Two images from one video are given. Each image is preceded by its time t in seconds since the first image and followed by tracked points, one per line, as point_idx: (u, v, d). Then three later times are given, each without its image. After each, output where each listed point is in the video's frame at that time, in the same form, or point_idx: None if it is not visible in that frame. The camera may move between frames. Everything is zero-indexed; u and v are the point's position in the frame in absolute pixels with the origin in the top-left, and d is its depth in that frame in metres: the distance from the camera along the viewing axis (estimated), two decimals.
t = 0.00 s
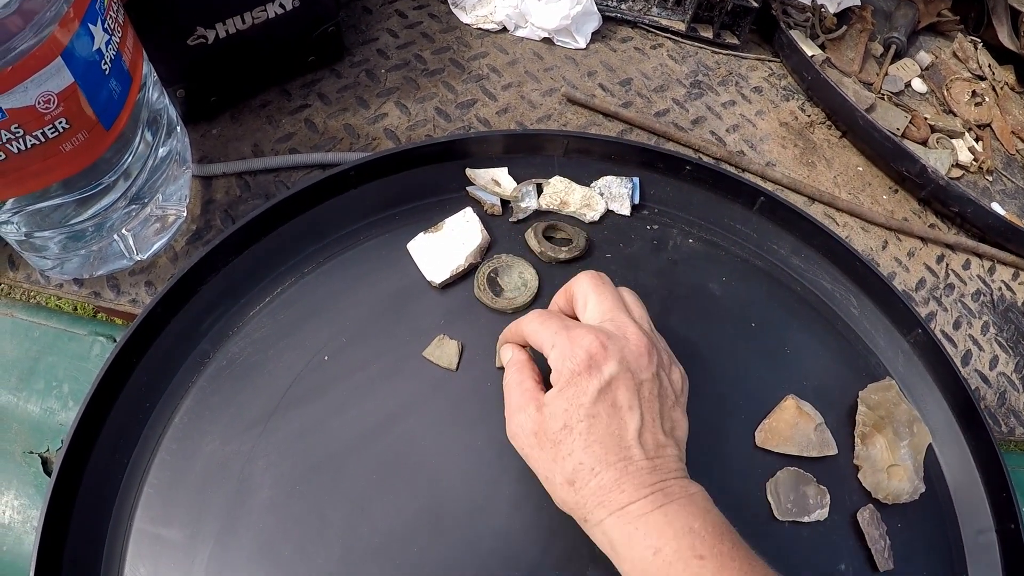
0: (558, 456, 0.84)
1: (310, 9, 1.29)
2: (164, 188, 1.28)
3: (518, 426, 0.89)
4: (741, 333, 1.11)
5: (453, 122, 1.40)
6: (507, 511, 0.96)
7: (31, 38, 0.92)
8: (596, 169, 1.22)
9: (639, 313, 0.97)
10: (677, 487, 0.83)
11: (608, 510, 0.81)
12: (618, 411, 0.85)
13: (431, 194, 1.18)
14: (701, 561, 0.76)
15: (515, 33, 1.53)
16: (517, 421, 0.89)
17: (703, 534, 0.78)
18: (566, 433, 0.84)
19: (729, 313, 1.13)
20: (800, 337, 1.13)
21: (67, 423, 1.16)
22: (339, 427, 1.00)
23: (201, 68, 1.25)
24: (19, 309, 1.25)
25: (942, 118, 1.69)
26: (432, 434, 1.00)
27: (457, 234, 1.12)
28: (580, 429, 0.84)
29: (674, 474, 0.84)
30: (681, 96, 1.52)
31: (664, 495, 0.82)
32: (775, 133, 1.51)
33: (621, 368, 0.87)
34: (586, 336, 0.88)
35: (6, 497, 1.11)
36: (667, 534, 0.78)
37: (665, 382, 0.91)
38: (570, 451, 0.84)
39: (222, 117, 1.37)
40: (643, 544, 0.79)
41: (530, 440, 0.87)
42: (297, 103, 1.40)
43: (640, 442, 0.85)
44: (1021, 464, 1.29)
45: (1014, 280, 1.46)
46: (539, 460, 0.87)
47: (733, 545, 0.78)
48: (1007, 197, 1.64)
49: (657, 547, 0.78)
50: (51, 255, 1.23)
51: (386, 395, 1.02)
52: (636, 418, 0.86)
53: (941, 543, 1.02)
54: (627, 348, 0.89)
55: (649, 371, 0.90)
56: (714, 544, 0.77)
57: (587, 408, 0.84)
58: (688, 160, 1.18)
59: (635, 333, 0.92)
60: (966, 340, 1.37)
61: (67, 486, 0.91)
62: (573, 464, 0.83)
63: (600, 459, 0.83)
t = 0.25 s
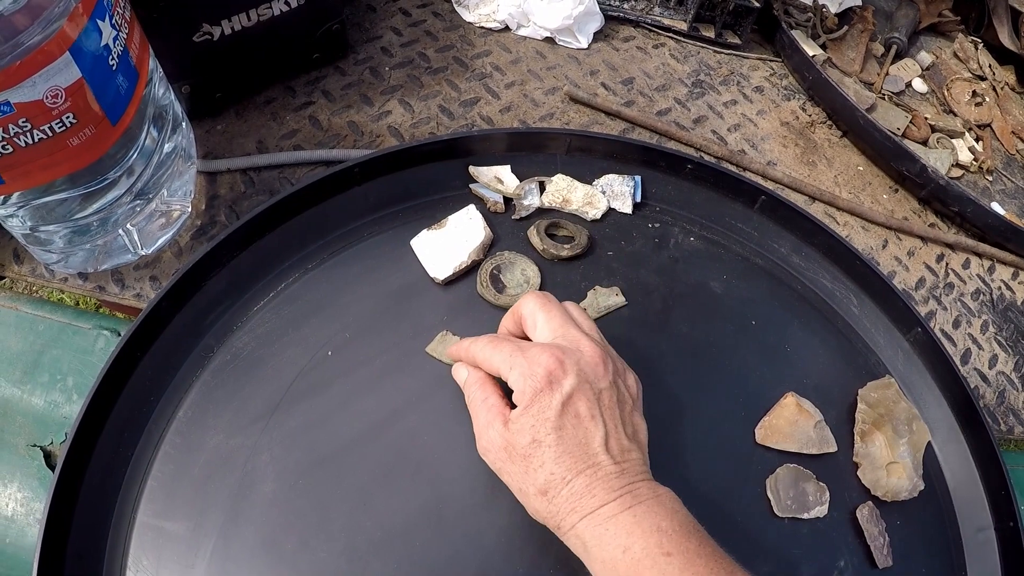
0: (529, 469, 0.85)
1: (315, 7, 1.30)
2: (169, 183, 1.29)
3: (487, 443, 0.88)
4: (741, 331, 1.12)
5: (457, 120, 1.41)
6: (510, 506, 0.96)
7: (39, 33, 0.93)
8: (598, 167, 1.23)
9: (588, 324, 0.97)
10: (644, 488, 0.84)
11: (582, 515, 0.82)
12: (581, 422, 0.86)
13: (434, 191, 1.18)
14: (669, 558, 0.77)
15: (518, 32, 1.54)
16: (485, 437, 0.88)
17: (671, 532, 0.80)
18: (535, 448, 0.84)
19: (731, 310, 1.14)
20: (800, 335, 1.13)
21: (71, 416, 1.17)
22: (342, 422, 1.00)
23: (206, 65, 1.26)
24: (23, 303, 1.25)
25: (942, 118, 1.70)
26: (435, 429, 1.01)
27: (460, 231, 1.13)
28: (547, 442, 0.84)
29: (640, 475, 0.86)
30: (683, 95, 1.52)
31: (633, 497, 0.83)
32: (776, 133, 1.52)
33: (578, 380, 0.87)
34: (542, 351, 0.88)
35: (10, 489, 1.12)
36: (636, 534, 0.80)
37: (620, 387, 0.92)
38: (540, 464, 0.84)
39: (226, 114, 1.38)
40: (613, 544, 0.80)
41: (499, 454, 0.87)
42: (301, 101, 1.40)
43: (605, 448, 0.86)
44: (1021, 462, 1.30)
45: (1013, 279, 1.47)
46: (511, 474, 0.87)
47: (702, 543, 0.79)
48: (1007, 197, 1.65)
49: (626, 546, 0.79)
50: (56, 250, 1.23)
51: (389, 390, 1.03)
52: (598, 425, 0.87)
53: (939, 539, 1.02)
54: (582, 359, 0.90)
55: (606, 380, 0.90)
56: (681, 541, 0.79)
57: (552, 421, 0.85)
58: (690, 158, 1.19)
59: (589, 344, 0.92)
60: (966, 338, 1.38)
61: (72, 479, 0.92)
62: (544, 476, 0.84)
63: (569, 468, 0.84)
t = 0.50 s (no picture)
0: (541, 456, 0.86)
1: (320, 9, 1.31)
2: (174, 184, 1.30)
3: (500, 430, 0.89)
4: (743, 333, 1.13)
5: (460, 122, 1.42)
6: (512, 506, 0.97)
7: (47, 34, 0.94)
8: (601, 170, 1.24)
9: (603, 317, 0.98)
10: (655, 478, 0.85)
11: (592, 503, 0.83)
12: (594, 411, 0.87)
13: (437, 193, 1.19)
14: (678, 548, 0.78)
15: (521, 35, 1.55)
16: (498, 425, 0.90)
17: (680, 522, 0.80)
18: (547, 435, 0.85)
19: (731, 312, 1.14)
20: (801, 337, 1.14)
21: (75, 415, 1.17)
22: (345, 421, 1.01)
23: (211, 66, 1.26)
24: (28, 302, 1.26)
25: (943, 121, 1.70)
26: (437, 430, 1.01)
27: (462, 232, 1.14)
28: (560, 430, 0.85)
29: (651, 466, 0.87)
30: (685, 98, 1.53)
31: (643, 486, 0.84)
32: (778, 136, 1.52)
33: (592, 369, 0.89)
34: (559, 340, 0.90)
35: (12, 487, 1.12)
36: (645, 523, 0.80)
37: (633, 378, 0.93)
38: (552, 451, 0.85)
39: (230, 115, 1.39)
40: (623, 532, 0.81)
41: (511, 441, 0.88)
42: (305, 102, 1.41)
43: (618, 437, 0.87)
44: (1020, 465, 1.30)
45: (1013, 282, 1.48)
46: (522, 461, 0.88)
47: (710, 535, 0.80)
48: (1008, 200, 1.65)
49: (636, 534, 0.80)
50: (60, 249, 1.24)
51: (392, 390, 1.03)
52: (611, 415, 0.88)
53: (938, 541, 1.03)
54: (598, 349, 0.91)
55: (619, 371, 0.91)
56: (690, 531, 0.80)
57: (566, 410, 0.86)
58: (691, 161, 1.20)
59: (605, 335, 0.93)
60: (966, 341, 1.38)
61: (76, 477, 0.93)
62: (556, 463, 0.85)
63: (582, 457, 0.85)
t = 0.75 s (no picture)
0: (524, 378, 0.92)
1: (321, 13, 1.32)
2: (175, 187, 1.29)
3: (489, 360, 0.97)
4: (741, 336, 1.13)
5: (460, 126, 1.42)
6: (511, 507, 0.97)
7: (50, 37, 0.94)
8: (600, 173, 1.24)
9: (609, 256, 1.05)
10: (636, 402, 0.88)
11: (571, 423, 0.87)
12: (575, 337, 0.93)
13: (437, 196, 1.20)
14: (657, 467, 0.79)
15: (521, 39, 1.55)
16: (487, 354, 0.97)
17: (661, 444, 0.82)
18: (529, 355, 0.92)
19: (730, 316, 1.15)
20: (799, 340, 1.15)
21: (76, 416, 1.18)
22: (344, 424, 1.01)
23: (212, 70, 1.27)
24: (29, 304, 1.27)
25: (942, 125, 1.71)
26: (437, 432, 1.02)
27: (462, 235, 1.14)
28: (541, 351, 0.92)
29: (633, 392, 0.90)
30: (684, 102, 1.54)
31: (622, 409, 0.87)
32: (777, 140, 1.53)
33: (574, 299, 0.96)
34: (544, 271, 0.98)
35: (13, 488, 1.13)
36: (624, 442, 0.83)
37: (623, 316, 0.99)
38: (534, 373, 0.92)
39: (232, 118, 1.39)
40: (604, 452, 0.83)
41: (499, 367, 0.95)
42: (306, 106, 1.42)
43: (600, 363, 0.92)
44: (1019, 468, 1.30)
45: (1013, 286, 1.48)
46: (510, 388, 0.94)
47: (693, 460, 0.81)
48: (1007, 204, 1.65)
49: (616, 454, 0.82)
50: (62, 251, 1.24)
51: (392, 392, 1.04)
52: (593, 343, 0.93)
53: (937, 543, 1.03)
54: (583, 285, 0.98)
55: (603, 304, 0.98)
56: (671, 453, 0.81)
57: (546, 332, 0.93)
58: (690, 165, 1.20)
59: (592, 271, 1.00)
60: (964, 344, 1.39)
61: (76, 478, 0.93)
62: (537, 383, 0.91)
63: (561, 376, 0.90)
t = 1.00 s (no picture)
0: (556, 322, 0.96)
1: (327, 16, 1.32)
2: (182, 189, 1.30)
3: (523, 306, 1.01)
4: (746, 338, 1.14)
5: (465, 128, 1.43)
6: (516, 509, 0.97)
7: (59, 40, 0.95)
8: (605, 176, 1.25)
9: (644, 225, 1.09)
10: (660, 350, 0.90)
11: (598, 363, 0.90)
12: (605, 288, 0.98)
13: (443, 199, 1.20)
14: (677, 406, 0.81)
15: (526, 42, 1.56)
16: (521, 300, 1.01)
17: (682, 388, 0.83)
18: (561, 300, 0.97)
19: (734, 318, 1.15)
20: (804, 342, 1.15)
21: (83, 417, 1.18)
22: (351, 425, 1.02)
23: (219, 72, 1.28)
24: (36, 305, 1.27)
25: (946, 128, 1.71)
26: (443, 433, 1.02)
27: (468, 237, 1.14)
28: (572, 297, 0.97)
29: (659, 343, 0.92)
30: (688, 105, 1.54)
31: (647, 354, 0.89)
32: (781, 143, 1.53)
33: (605, 255, 1.01)
34: (580, 232, 1.04)
35: (20, 488, 1.13)
36: (647, 383, 0.85)
37: (655, 276, 1.03)
38: (565, 316, 0.96)
39: (238, 120, 1.40)
40: (627, 392, 0.85)
41: (532, 311, 0.99)
42: (312, 108, 1.42)
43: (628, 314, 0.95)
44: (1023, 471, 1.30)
45: (1016, 289, 1.48)
46: (541, 332, 0.98)
47: (712, 404, 0.82)
48: (1010, 207, 1.66)
49: (638, 393, 0.84)
50: (69, 253, 1.25)
51: (398, 394, 1.04)
52: (622, 294, 0.97)
53: (941, 545, 1.03)
54: (616, 245, 1.03)
55: (633, 264, 1.02)
56: (691, 396, 0.82)
57: (578, 281, 0.98)
58: (695, 168, 1.21)
59: (625, 234, 1.05)
60: (967, 347, 1.39)
61: (84, 478, 0.93)
62: (568, 326, 0.95)
63: (590, 322, 0.94)
